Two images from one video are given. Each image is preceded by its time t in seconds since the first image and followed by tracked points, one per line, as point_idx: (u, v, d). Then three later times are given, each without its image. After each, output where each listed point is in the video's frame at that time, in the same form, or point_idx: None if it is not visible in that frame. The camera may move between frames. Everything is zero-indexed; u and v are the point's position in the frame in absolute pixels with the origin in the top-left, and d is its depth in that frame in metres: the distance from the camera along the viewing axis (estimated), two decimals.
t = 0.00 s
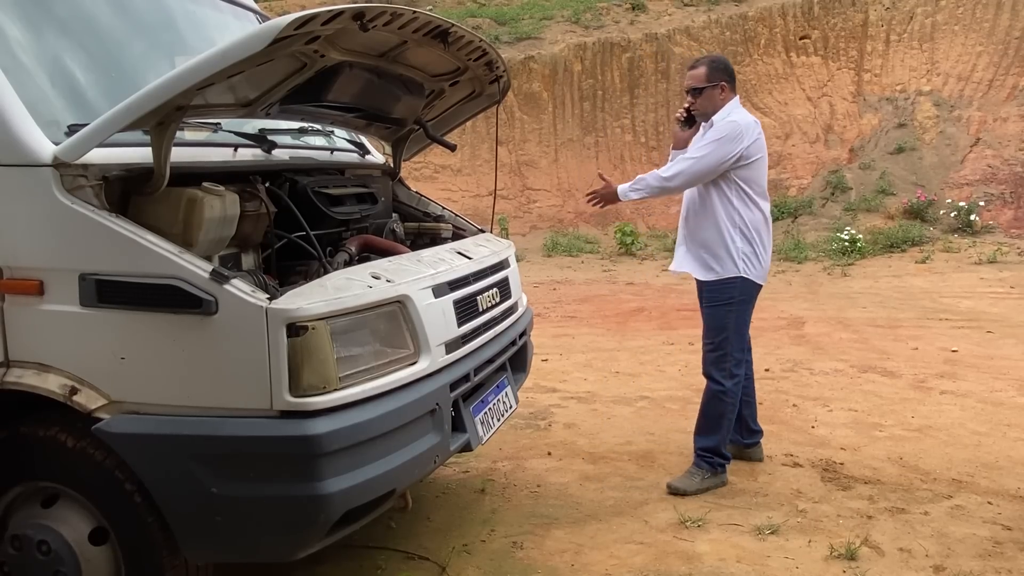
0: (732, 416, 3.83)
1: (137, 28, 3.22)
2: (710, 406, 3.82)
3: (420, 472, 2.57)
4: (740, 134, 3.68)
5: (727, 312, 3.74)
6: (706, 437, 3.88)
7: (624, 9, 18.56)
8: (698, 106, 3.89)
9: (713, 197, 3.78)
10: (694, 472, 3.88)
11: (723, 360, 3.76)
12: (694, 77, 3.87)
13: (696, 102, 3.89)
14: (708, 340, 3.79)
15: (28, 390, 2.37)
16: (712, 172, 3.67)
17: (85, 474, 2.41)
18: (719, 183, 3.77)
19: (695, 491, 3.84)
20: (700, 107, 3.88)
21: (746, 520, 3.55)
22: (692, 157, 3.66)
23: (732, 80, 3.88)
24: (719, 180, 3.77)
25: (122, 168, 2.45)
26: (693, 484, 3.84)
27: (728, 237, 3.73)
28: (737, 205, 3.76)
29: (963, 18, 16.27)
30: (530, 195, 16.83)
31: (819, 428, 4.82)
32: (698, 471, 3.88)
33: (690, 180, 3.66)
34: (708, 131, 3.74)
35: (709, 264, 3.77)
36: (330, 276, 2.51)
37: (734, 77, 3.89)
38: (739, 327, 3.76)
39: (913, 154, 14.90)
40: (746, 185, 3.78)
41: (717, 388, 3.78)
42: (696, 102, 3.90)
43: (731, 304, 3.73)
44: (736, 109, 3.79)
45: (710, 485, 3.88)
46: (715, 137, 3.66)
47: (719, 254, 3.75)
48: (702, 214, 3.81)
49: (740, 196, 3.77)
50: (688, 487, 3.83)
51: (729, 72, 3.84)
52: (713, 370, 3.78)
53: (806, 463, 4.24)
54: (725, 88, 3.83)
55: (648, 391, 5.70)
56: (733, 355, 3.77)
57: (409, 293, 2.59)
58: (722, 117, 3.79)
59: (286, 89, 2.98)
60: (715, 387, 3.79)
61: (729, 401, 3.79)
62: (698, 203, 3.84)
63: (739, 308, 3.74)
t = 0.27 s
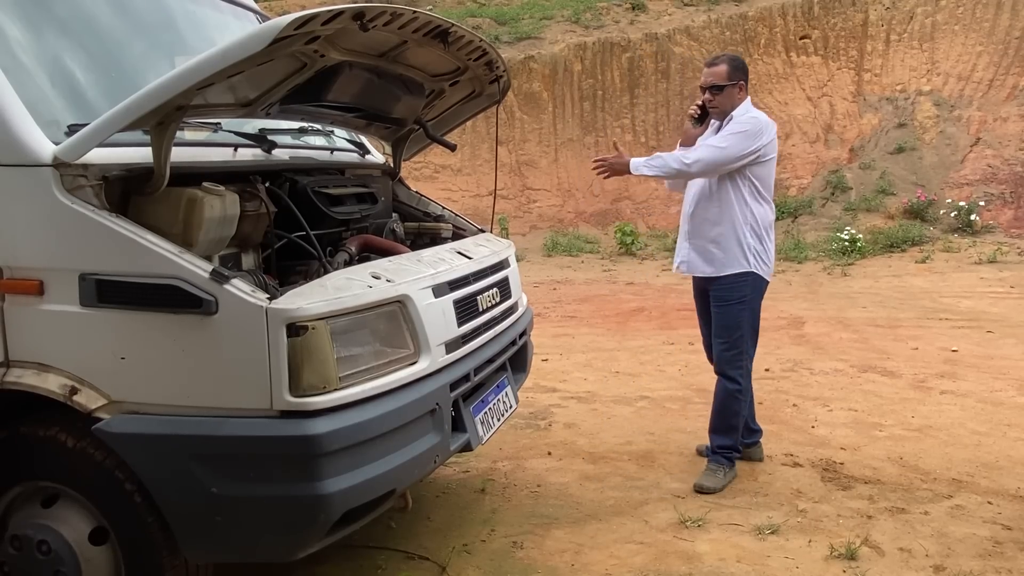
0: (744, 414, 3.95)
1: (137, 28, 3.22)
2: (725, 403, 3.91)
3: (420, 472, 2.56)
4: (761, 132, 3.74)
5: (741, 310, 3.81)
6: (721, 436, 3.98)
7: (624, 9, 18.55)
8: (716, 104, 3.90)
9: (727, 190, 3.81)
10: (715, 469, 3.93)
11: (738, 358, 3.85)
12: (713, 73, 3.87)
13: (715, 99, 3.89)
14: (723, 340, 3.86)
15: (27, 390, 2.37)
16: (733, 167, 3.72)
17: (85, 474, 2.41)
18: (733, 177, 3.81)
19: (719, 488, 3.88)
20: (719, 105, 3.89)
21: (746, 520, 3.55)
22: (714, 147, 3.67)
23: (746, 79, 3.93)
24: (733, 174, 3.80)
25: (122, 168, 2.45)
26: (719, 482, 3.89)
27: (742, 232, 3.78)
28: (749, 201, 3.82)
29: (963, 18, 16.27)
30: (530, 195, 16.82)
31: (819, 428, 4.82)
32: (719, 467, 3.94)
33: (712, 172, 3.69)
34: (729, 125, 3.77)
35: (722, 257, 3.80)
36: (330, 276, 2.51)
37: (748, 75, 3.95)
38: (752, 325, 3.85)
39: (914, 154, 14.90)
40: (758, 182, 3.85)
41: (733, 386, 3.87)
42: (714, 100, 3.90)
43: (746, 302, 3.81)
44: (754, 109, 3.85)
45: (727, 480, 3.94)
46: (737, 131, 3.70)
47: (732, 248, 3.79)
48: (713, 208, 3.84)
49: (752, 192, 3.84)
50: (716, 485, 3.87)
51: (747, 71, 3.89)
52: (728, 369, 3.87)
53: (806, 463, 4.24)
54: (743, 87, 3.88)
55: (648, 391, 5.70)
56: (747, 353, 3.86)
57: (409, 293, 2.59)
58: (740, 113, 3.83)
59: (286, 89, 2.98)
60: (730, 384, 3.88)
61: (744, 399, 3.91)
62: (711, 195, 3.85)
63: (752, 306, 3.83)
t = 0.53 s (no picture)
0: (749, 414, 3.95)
1: (137, 28, 3.22)
2: (731, 404, 3.91)
3: (420, 472, 2.56)
4: (775, 131, 3.77)
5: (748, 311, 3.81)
6: (723, 436, 3.97)
7: (624, 9, 18.55)
8: (726, 101, 3.89)
9: (739, 187, 3.82)
10: (717, 469, 3.94)
11: (746, 359, 3.85)
12: (725, 70, 3.86)
13: (726, 96, 3.88)
14: (729, 341, 3.86)
15: (27, 390, 2.37)
16: (748, 165, 3.73)
17: (84, 474, 2.41)
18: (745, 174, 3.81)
19: (720, 488, 3.88)
20: (729, 103, 3.89)
21: (746, 520, 3.55)
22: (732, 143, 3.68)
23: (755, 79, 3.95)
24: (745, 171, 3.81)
25: (122, 168, 2.45)
26: (720, 482, 3.89)
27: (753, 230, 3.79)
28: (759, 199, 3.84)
29: (963, 18, 16.27)
30: (530, 195, 16.81)
31: (819, 428, 4.82)
32: (719, 468, 3.94)
33: (729, 169, 3.70)
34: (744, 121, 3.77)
35: (734, 255, 3.79)
36: (330, 276, 2.51)
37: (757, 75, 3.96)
38: (759, 327, 3.86)
39: (914, 154, 14.90)
40: (767, 181, 3.87)
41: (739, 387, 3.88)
42: (723, 97, 3.90)
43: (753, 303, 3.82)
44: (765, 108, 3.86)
45: (727, 481, 3.95)
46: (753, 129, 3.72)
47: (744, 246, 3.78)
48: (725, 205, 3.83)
49: (761, 191, 3.86)
50: (716, 485, 3.87)
51: (756, 70, 3.90)
52: (735, 369, 3.86)
53: (806, 463, 4.24)
54: (752, 86, 3.89)
55: (648, 391, 5.70)
56: (754, 354, 3.87)
57: (410, 292, 2.59)
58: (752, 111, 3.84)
59: (286, 89, 2.98)
60: (737, 385, 3.88)
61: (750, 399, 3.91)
62: (723, 192, 3.84)
63: (759, 308, 3.83)
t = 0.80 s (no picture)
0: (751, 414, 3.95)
1: (137, 27, 3.22)
2: (734, 404, 3.90)
3: (420, 472, 2.56)
4: (776, 129, 3.77)
5: (751, 310, 3.81)
6: (724, 435, 3.97)
7: (624, 8, 18.54)
8: (728, 100, 3.89)
9: (742, 187, 3.82)
10: (717, 469, 3.93)
11: (749, 358, 3.84)
12: (728, 69, 3.87)
13: (728, 95, 3.89)
14: (732, 341, 3.86)
15: (27, 389, 2.37)
16: (749, 165, 3.73)
17: (84, 474, 2.41)
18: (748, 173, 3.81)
19: (719, 488, 3.88)
20: (731, 101, 3.89)
21: (746, 520, 3.55)
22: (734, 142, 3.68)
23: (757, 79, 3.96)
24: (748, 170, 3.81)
25: (122, 168, 2.45)
26: (719, 482, 3.89)
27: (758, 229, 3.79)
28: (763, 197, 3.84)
29: (963, 18, 16.27)
30: (530, 195, 16.81)
31: (819, 428, 4.82)
32: (719, 468, 3.94)
33: (729, 170, 3.71)
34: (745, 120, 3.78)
35: (738, 255, 3.79)
36: (329, 276, 2.51)
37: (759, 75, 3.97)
38: (762, 326, 3.86)
39: (913, 154, 14.90)
40: (770, 180, 3.87)
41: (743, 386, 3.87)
42: (725, 95, 3.90)
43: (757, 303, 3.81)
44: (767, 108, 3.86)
45: (727, 481, 3.94)
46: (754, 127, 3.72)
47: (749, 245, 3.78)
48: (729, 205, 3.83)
49: (765, 190, 3.86)
50: (716, 485, 3.87)
51: (758, 71, 3.91)
52: (738, 369, 3.86)
53: (806, 463, 4.24)
54: (755, 85, 3.90)
55: (648, 391, 5.70)
56: (757, 353, 3.86)
57: (409, 293, 2.59)
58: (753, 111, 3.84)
59: (286, 89, 2.98)
60: (740, 384, 3.87)
61: (752, 399, 3.91)
62: (725, 192, 3.85)
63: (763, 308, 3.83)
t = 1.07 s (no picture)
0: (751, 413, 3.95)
1: (137, 27, 3.22)
2: (734, 404, 3.90)
3: (420, 472, 2.56)
4: (778, 132, 3.77)
5: (752, 310, 3.82)
6: (724, 435, 3.97)
7: (624, 9, 18.55)
8: (728, 100, 3.90)
9: (744, 188, 3.81)
10: (716, 469, 3.93)
11: (749, 357, 3.85)
12: (730, 69, 3.87)
13: (728, 95, 3.89)
14: (733, 340, 3.86)
15: (27, 390, 2.37)
16: (752, 167, 3.73)
17: (84, 474, 2.40)
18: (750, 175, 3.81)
19: (718, 488, 3.88)
20: (731, 101, 3.89)
21: (746, 520, 3.55)
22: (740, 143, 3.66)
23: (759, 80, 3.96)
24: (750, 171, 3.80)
25: (122, 168, 2.45)
26: (719, 482, 3.89)
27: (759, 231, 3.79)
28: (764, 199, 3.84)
29: (963, 18, 16.28)
30: (530, 195, 16.81)
31: (819, 428, 4.82)
32: (719, 468, 3.94)
33: (736, 170, 3.69)
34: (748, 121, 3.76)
35: (739, 257, 3.79)
36: (329, 276, 2.51)
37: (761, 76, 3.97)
38: (762, 326, 3.86)
39: (913, 154, 14.91)
40: (771, 182, 3.87)
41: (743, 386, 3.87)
42: (726, 96, 3.90)
43: (758, 303, 3.82)
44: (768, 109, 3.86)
45: (727, 481, 3.95)
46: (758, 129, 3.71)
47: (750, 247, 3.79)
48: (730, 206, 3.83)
49: (766, 191, 3.86)
50: (716, 485, 3.87)
51: (760, 71, 3.91)
52: (738, 369, 3.86)
53: (806, 463, 4.25)
54: (756, 86, 3.90)
55: (648, 391, 5.70)
56: (757, 353, 3.87)
57: (409, 293, 2.59)
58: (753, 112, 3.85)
59: (286, 89, 2.98)
60: (740, 384, 3.87)
61: (752, 398, 3.91)
62: (726, 194, 3.84)
63: (763, 308, 3.84)
